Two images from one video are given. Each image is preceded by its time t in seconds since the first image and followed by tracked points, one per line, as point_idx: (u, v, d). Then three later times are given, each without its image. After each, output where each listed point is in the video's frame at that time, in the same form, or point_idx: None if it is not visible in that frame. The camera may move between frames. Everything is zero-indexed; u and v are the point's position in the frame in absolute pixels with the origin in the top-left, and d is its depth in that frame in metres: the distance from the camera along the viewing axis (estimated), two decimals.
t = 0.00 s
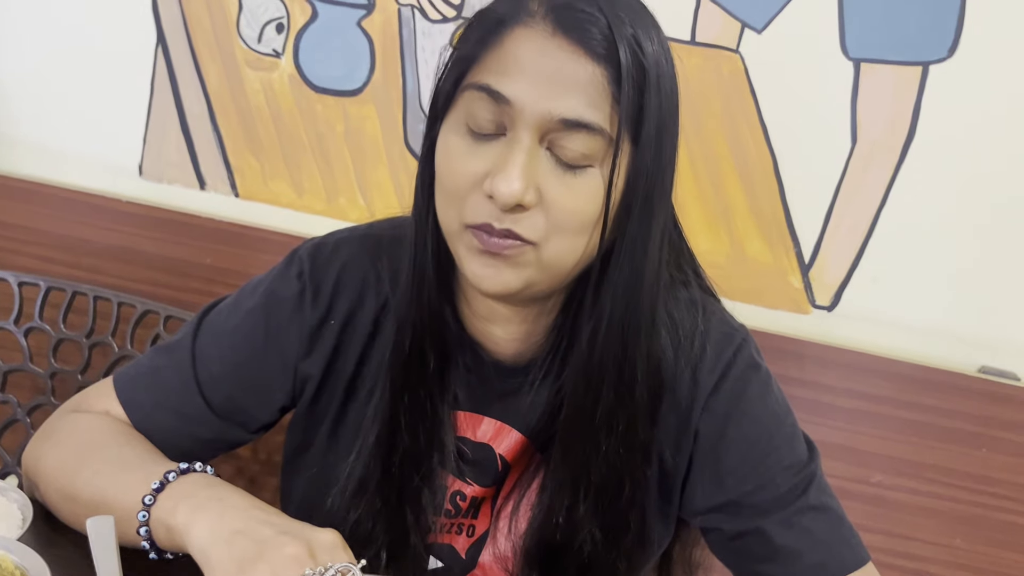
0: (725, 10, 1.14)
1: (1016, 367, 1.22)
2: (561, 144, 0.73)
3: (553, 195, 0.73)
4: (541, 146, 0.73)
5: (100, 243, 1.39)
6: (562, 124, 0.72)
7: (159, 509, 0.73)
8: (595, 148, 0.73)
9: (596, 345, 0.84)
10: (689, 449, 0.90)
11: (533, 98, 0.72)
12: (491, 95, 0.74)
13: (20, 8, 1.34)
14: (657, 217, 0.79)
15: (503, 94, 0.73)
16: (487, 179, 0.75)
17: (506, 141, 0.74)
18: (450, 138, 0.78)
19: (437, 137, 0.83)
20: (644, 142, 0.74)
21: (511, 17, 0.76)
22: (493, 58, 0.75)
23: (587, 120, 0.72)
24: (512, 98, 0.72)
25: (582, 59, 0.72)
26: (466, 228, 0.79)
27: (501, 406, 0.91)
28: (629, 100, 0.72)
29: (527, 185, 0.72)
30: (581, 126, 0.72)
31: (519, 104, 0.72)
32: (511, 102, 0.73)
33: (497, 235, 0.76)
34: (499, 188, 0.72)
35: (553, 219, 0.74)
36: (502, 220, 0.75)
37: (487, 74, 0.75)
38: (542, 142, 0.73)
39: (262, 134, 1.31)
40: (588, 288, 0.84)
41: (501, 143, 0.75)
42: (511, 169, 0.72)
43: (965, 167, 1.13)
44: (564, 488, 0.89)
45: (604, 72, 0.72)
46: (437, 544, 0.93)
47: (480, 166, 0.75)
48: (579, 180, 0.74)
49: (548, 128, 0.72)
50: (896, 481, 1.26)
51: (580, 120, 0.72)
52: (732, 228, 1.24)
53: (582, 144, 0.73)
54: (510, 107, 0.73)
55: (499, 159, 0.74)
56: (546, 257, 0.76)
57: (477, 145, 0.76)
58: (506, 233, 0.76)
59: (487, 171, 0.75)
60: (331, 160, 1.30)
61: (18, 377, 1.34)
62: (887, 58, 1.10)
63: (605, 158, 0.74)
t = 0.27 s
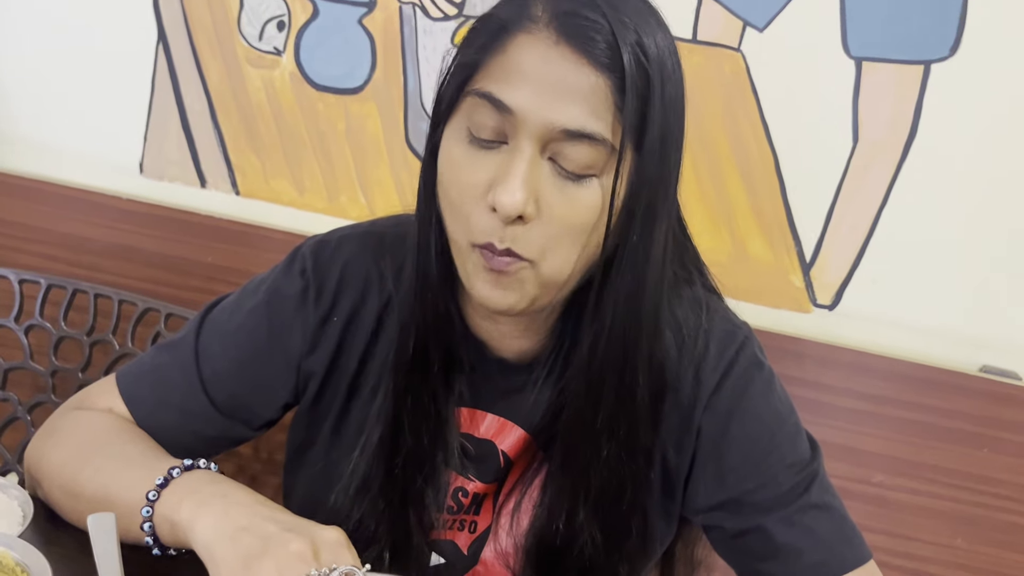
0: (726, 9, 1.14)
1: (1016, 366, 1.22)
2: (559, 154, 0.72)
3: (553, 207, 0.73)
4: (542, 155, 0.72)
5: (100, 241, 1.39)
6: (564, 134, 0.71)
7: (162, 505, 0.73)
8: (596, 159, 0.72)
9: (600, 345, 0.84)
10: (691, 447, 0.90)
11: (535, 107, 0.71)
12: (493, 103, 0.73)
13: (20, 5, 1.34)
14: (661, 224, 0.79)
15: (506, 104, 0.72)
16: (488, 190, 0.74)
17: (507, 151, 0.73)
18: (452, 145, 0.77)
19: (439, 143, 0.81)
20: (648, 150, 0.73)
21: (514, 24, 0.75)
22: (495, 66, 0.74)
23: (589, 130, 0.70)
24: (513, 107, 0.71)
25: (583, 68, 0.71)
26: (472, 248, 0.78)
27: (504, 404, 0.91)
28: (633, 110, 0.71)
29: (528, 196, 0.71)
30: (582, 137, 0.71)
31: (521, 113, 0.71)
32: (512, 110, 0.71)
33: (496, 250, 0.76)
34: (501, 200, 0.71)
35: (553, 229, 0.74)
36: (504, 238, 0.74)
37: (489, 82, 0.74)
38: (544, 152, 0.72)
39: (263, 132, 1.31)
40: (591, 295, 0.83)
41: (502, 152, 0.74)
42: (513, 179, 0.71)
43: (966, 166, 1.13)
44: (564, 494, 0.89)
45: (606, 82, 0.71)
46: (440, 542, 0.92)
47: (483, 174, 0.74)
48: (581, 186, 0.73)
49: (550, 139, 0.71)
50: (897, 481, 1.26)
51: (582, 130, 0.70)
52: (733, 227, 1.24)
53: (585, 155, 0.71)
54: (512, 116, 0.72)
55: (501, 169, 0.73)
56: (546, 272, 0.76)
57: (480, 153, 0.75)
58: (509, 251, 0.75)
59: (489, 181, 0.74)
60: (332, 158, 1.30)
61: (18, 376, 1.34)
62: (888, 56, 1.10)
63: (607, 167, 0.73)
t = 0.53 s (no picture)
0: (729, 4, 1.13)
1: (1019, 363, 1.21)
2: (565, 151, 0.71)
3: (557, 204, 0.72)
4: (546, 153, 0.71)
5: (100, 237, 1.38)
6: (568, 134, 0.70)
7: (162, 497, 0.73)
8: (601, 157, 0.71)
9: (606, 341, 0.83)
10: (693, 442, 0.90)
11: (539, 106, 0.70)
12: (497, 101, 0.72)
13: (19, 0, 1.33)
14: (666, 222, 0.78)
15: (510, 102, 0.71)
16: (491, 186, 0.73)
17: (512, 149, 0.73)
18: (455, 142, 0.77)
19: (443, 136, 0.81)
20: (653, 150, 0.73)
21: (517, 22, 0.74)
22: (500, 63, 0.73)
23: (594, 130, 0.70)
24: (518, 105, 0.71)
25: (589, 67, 0.70)
26: (470, 234, 0.77)
27: (507, 400, 0.90)
28: (638, 110, 0.71)
29: (532, 194, 0.71)
30: (587, 136, 0.70)
31: (525, 111, 0.70)
32: (516, 109, 0.71)
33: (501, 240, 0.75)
34: (504, 198, 0.71)
35: (555, 228, 0.73)
36: (507, 228, 0.73)
37: (493, 80, 0.73)
38: (547, 151, 0.71)
39: (263, 127, 1.30)
40: (598, 291, 0.83)
41: (507, 149, 0.73)
42: (517, 178, 0.71)
43: (969, 162, 1.13)
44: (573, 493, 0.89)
45: (611, 81, 0.70)
46: (442, 537, 0.92)
47: (486, 172, 0.74)
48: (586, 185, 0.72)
49: (554, 138, 0.70)
50: (899, 479, 1.26)
51: (587, 130, 0.70)
52: (736, 224, 1.24)
53: (590, 151, 0.71)
54: (517, 115, 0.71)
55: (504, 167, 0.72)
56: (549, 265, 0.76)
57: (484, 151, 0.74)
58: (512, 241, 0.74)
59: (493, 179, 0.73)
60: (332, 154, 1.30)
61: (17, 372, 1.33)
62: (891, 52, 1.09)
63: (611, 165, 0.73)
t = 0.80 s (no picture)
0: None
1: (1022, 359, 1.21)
2: (580, 142, 0.72)
3: (567, 199, 0.72)
4: (557, 147, 0.72)
5: (100, 232, 1.38)
6: (578, 127, 0.70)
7: (162, 494, 0.73)
8: (614, 146, 0.72)
9: (611, 336, 0.83)
10: (697, 438, 0.90)
11: (548, 101, 0.70)
12: (504, 96, 0.72)
13: None
14: (670, 218, 0.78)
15: (517, 96, 0.71)
16: (503, 184, 0.73)
17: (519, 142, 0.73)
18: (458, 140, 0.76)
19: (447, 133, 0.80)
20: (658, 144, 0.73)
21: (523, 14, 0.74)
22: (506, 58, 0.73)
23: (603, 121, 0.70)
24: (527, 101, 0.70)
25: (598, 59, 0.70)
26: (482, 238, 0.77)
27: (510, 395, 0.90)
28: (645, 101, 0.71)
29: (543, 190, 0.70)
30: (598, 128, 0.70)
31: (533, 106, 0.70)
32: (524, 103, 0.71)
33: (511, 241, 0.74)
34: (516, 194, 0.70)
35: (565, 223, 0.73)
36: (518, 227, 0.73)
37: (500, 76, 0.73)
38: (557, 145, 0.71)
39: (263, 123, 1.30)
40: (604, 287, 0.83)
41: (515, 144, 0.73)
42: (528, 173, 0.70)
43: (973, 158, 1.12)
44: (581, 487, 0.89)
45: (620, 73, 0.70)
46: (444, 534, 0.92)
47: (496, 169, 0.73)
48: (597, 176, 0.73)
49: (564, 131, 0.70)
50: (900, 475, 1.25)
51: (599, 123, 0.70)
52: (738, 220, 1.23)
53: (598, 143, 0.72)
54: (526, 110, 0.71)
55: (514, 163, 0.72)
56: (557, 263, 0.75)
57: (491, 148, 0.73)
58: (523, 241, 0.74)
59: (501, 175, 0.73)
60: (333, 149, 1.29)
61: (17, 367, 1.33)
62: (894, 48, 1.09)
63: (621, 154, 0.73)
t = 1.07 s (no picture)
0: None
1: None
2: (579, 138, 0.71)
3: (566, 194, 0.72)
4: (555, 142, 0.71)
5: (101, 229, 1.38)
6: (577, 123, 0.70)
7: (161, 484, 0.73)
8: (613, 143, 0.71)
9: (613, 334, 0.82)
10: (699, 436, 0.89)
11: (546, 96, 0.69)
12: (504, 92, 0.72)
13: None
14: (673, 216, 0.77)
15: (517, 91, 0.70)
16: (499, 179, 0.73)
17: (518, 139, 0.72)
18: (460, 137, 0.76)
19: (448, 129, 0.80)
20: (661, 141, 0.72)
21: (524, 10, 0.74)
22: (505, 53, 0.73)
23: (602, 119, 0.70)
24: (524, 96, 0.70)
25: (598, 56, 0.69)
26: (476, 224, 0.77)
27: (512, 393, 0.90)
28: (646, 99, 0.70)
29: (541, 185, 0.70)
30: (597, 124, 0.70)
31: (532, 103, 0.70)
32: (523, 99, 0.70)
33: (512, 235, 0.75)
34: (513, 189, 0.70)
35: (564, 219, 0.73)
36: (514, 220, 0.73)
37: (501, 71, 0.72)
38: (555, 141, 0.71)
39: (265, 120, 1.30)
40: (606, 285, 0.82)
41: (515, 139, 0.73)
42: (525, 168, 0.71)
43: (976, 155, 1.12)
44: (581, 486, 0.88)
45: (619, 68, 0.70)
46: (446, 531, 0.92)
47: (493, 163, 0.73)
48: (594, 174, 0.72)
49: (562, 127, 0.70)
50: (903, 473, 1.25)
51: (598, 120, 0.69)
52: (740, 218, 1.23)
53: (597, 139, 0.71)
54: (524, 104, 0.70)
55: (512, 157, 0.72)
56: (558, 257, 0.75)
57: (490, 143, 0.74)
58: (518, 232, 0.74)
59: (502, 171, 0.73)
60: (335, 146, 1.29)
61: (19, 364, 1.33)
62: (897, 45, 1.09)
63: (620, 151, 0.72)
